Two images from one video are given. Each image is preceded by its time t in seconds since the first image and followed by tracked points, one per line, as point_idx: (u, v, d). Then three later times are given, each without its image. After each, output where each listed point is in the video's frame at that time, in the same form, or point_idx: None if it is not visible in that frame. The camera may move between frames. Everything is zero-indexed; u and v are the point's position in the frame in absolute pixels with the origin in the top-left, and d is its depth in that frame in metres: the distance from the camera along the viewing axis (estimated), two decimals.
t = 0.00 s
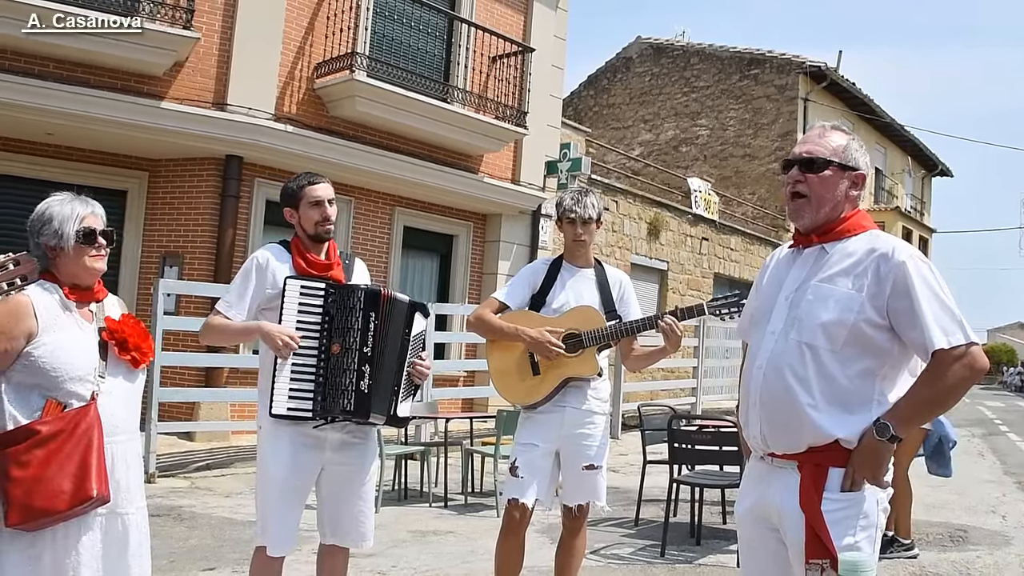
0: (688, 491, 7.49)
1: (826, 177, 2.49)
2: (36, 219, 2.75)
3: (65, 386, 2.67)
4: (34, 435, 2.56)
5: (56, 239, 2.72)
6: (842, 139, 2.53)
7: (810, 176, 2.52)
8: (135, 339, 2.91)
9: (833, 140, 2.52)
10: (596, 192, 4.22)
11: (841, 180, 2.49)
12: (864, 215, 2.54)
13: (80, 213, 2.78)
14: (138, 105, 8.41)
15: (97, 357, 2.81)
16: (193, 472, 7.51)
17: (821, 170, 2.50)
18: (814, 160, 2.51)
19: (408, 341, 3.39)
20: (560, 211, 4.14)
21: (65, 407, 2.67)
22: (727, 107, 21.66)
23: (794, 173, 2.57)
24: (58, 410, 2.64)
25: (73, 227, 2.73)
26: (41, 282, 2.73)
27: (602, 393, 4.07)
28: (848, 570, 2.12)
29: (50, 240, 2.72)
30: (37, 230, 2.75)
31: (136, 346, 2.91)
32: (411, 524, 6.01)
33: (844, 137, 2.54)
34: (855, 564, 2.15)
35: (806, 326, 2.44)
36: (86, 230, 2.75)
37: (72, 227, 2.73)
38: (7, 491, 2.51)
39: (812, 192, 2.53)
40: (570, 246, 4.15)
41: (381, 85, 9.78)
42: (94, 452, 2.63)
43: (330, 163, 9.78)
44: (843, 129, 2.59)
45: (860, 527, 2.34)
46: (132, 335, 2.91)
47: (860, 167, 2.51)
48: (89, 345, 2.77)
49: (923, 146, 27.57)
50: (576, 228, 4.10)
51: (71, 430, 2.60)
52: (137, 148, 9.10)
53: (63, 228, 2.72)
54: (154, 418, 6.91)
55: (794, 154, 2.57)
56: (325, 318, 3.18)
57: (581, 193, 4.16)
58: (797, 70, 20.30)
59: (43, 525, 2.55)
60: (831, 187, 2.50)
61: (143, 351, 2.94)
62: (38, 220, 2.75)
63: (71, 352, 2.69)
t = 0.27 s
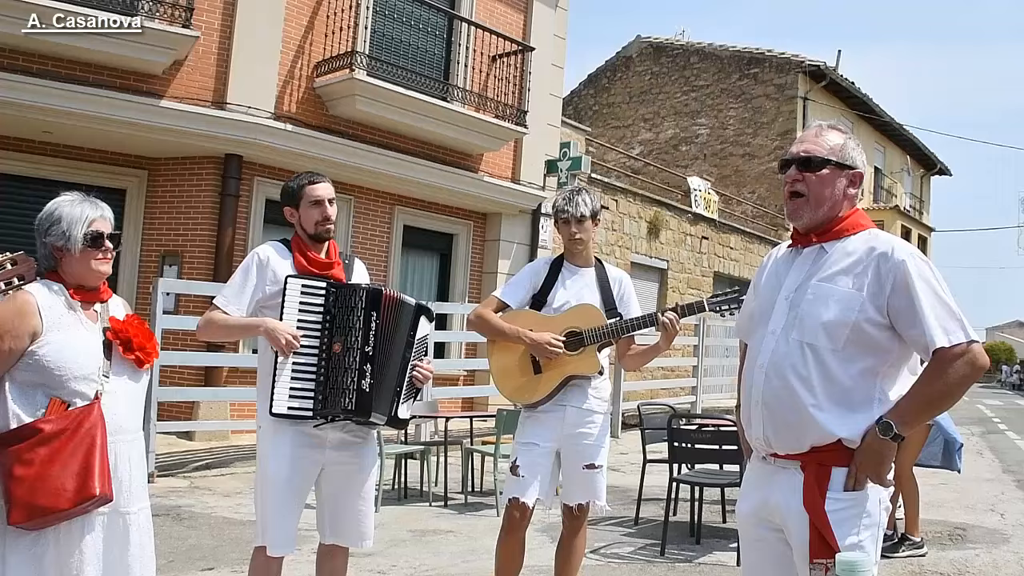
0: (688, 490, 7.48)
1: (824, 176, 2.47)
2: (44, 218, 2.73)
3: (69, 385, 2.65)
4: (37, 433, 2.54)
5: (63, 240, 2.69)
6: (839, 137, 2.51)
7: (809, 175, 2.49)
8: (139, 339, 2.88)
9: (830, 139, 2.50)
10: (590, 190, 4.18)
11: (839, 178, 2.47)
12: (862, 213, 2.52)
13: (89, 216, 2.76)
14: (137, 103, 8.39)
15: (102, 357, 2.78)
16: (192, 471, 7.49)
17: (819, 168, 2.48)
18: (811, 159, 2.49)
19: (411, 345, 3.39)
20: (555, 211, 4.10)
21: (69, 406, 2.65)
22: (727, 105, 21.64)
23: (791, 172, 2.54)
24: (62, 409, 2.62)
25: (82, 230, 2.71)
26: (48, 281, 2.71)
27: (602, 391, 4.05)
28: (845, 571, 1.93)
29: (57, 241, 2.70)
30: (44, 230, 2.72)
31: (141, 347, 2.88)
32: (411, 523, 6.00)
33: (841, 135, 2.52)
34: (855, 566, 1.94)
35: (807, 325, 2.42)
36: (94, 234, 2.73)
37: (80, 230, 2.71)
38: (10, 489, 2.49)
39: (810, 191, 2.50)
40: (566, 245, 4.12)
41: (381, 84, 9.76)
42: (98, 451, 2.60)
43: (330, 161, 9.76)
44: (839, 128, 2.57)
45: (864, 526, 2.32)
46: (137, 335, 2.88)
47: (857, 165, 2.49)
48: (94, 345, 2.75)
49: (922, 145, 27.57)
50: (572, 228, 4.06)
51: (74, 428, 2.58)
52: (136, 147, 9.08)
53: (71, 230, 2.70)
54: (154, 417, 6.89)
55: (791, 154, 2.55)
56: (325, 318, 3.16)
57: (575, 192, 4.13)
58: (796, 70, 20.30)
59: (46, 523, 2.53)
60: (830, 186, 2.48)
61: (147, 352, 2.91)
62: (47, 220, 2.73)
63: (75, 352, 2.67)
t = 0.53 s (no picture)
0: (688, 490, 7.48)
1: (825, 177, 2.47)
2: (54, 216, 2.74)
3: (71, 388, 2.63)
4: (37, 435, 2.53)
5: (72, 239, 2.69)
6: (839, 138, 2.50)
7: (810, 177, 2.49)
8: (144, 343, 2.88)
9: (831, 140, 2.49)
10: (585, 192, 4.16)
11: (841, 180, 2.46)
12: (864, 214, 2.52)
13: (99, 216, 2.76)
14: (137, 102, 8.38)
15: (106, 361, 2.78)
16: (191, 471, 7.48)
17: (820, 170, 2.47)
18: (812, 161, 2.49)
19: (415, 346, 3.36)
20: (550, 215, 4.08)
21: (69, 409, 2.64)
22: (727, 106, 21.63)
23: (793, 174, 2.54)
24: (62, 411, 2.61)
25: (89, 230, 2.71)
26: (55, 282, 2.71)
27: (603, 392, 4.05)
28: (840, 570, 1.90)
29: (65, 241, 2.69)
30: (53, 229, 2.73)
31: (145, 351, 2.88)
32: (410, 523, 5.99)
33: (841, 136, 2.52)
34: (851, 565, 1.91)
35: (810, 327, 2.41)
36: (102, 234, 2.73)
37: (89, 230, 2.71)
38: (7, 490, 2.48)
39: (811, 193, 2.50)
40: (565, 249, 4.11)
41: (382, 84, 9.76)
42: (96, 456, 2.60)
43: (330, 161, 9.75)
44: (840, 129, 2.56)
45: (866, 528, 2.31)
46: (141, 339, 2.88)
47: (858, 166, 2.48)
48: (99, 347, 2.74)
49: (922, 147, 27.56)
50: (569, 231, 4.03)
51: (75, 431, 2.57)
52: (135, 146, 9.07)
53: (80, 230, 2.70)
54: (152, 417, 6.88)
55: (792, 155, 2.54)
56: (325, 317, 3.16)
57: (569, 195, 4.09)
58: (796, 71, 20.28)
59: (42, 525, 2.52)
60: (830, 187, 2.47)
61: (151, 356, 2.91)
62: (56, 219, 2.73)
63: (79, 354, 2.66)
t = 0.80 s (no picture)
0: (685, 491, 7.47)
1: (826, 180, 2.46)
2: (51, 215, 2.73)
3: (66, 389, 2.62)
4: (32, 437, 2.51)
5: (67, 242, 2.68)
6: (840, 141, 2.49)
7: (811, 180, 2.48)
8: (139, 343, 2.87)
9: (832, 142, 2.48)
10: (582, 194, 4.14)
11: (842, 182, 2.45)
12: (865, 216, 2.51)
13: (95, 220, 2.73)
14: (135, 101, 8.36)
15: (100, 361, 2.76)
16: (187, 471, 7.46)
17: (821, 173, 2.46)
18: (813, 164, 2.48)
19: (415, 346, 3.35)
20: (546, 218, 4.07)
21: (64, 410, 2.62)
22: (726, 108, 21.63)
23: (793, 177, 2.53)
24: (57, 412, 2.60)
25: (84, 235, 2.69)
26: (51, 286, 2.69)
27: (600, 392, 4.03)
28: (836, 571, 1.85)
29: (60, 242, 2.68)
30: (48, 229, 2.71)
31: (140, 351, 2.86)
32: (407, 523, 5.97)
33: (842, 138, 2.51)
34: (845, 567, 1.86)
35: (811, 330, 2.40)
36: (97, 239, 2.70)
37: (83, 235, 2.69)
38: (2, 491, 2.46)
39: (812, 196, 2.49)
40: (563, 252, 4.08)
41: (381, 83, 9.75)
42: (91, 457, 2.59)
43: (329, 161, 9.74)
44: (841, 130, 2.55)
45: (865, 530, 2.31)
46: (136, 338, 2.87)
47: (860, 168, 2.47)
48: (93, 348, 2.73)
49: (920, 149, 27.58)
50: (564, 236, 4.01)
51: (70, 432, 2.56)
52: (133, 145, 9.05)
53: (75, 234, 2.68)
54: (149, 416, 6.86)
55: (793, 158, 2.53)
56: (323, 317, 3.14)
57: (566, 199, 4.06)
58: (795, 72, 20.28)
59: (37, 527, 2.50)
60: (832, 190, 2.46)
61: (146, 356, 2.90)
62: (54, 218, 2.72)
63: (74, 355, 2.65)
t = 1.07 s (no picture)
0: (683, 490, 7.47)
1: (826, 180, 2.46)
2: (37, 210, 2.72)
3: (56, 388, 2.62)
4: (24, 437, 2.51)
5: (52, 237, 2.67)
6: (840, 139, 2.48)
7: (810, 179, 2.48)
8: (129, 340, 2.81)
9: (832, 141, 2.48)
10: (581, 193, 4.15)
11: (842, 181, 2.45)
12: (866, 214, 2.51)
13: (81, 214, 2.73)
14: (132, 100, 8.35)
15: (89, 360, 2.73)
16: (185, 470, 7.45)
17: (821, 173, 2.46)
18: (813, 163, 2.47)
19: (413, 347, 3.38)
20: (544, 216, 4.08)
21: (56, 409, 2.62)
22: (723, 106, 21.63)
23: (793, 177, 2.53)
24: (48, 412, 2.59)
25: (70, 229, 2.68)
26: (38, 281, 2.69)
27: (597, 390, 4.03)
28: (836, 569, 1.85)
29: (45, 237, 2.68)
30: (34, 224, 2.71)
31: (130, 348, 2.81)
32: (405, 522, 5.97)
33: (843, 136, 2.50)
34: (843, 564, 1.86)
35: (812, 331, 2.40)
36: (82, 235, 2.69)
37: (69, 229, 2.68)
38: None
39: (812, 196, 2.49)
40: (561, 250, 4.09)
41: (378, 82, 9.75)
42: (85, 456, 2.57)
43: (326, 160, 9.73)
44: (841, 128, 2.55)
45: (866, 529, 2.31)
46: (127, 336, 2.81)
47: (860, 166, 2.46)
48: (81, 346, 2.70)
49: (917, 147, 27.61)
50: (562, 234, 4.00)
51: (62, 431, 2.55)
52: (130, 144, 9.04)
53: (60, 229, 2.67)
54: (147, 416, 6.85)
55: (793, 158, 2.53)
56: (323, 316, 3.13)
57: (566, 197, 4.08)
58: (792, 71, 20.26)
59: (31, 528, 2.50)
60: (832, 190, 2.46)
61: (138, 353, 2.85)
62: (40, 213, 2.72)
63: (63, 353, 2.64)
